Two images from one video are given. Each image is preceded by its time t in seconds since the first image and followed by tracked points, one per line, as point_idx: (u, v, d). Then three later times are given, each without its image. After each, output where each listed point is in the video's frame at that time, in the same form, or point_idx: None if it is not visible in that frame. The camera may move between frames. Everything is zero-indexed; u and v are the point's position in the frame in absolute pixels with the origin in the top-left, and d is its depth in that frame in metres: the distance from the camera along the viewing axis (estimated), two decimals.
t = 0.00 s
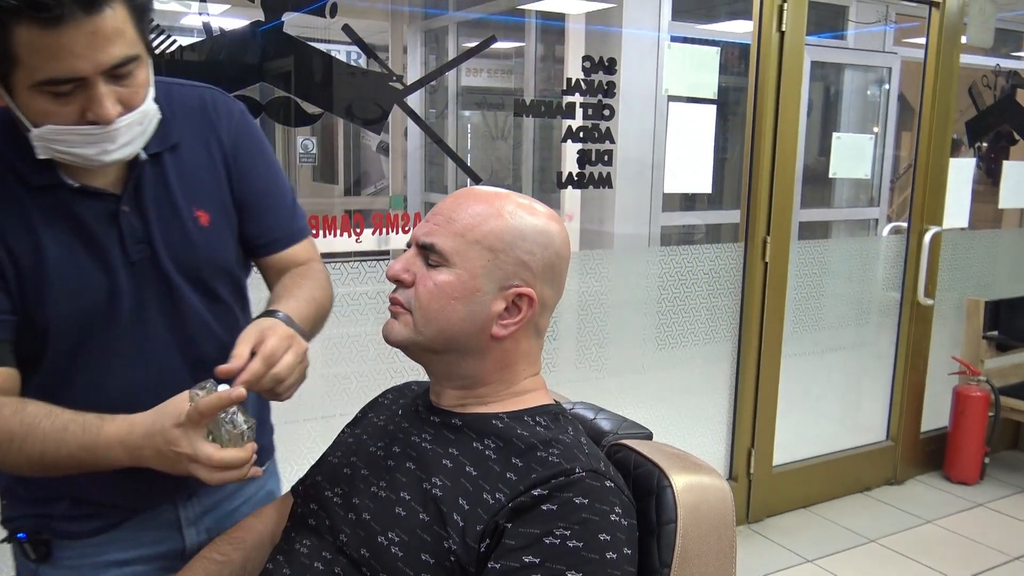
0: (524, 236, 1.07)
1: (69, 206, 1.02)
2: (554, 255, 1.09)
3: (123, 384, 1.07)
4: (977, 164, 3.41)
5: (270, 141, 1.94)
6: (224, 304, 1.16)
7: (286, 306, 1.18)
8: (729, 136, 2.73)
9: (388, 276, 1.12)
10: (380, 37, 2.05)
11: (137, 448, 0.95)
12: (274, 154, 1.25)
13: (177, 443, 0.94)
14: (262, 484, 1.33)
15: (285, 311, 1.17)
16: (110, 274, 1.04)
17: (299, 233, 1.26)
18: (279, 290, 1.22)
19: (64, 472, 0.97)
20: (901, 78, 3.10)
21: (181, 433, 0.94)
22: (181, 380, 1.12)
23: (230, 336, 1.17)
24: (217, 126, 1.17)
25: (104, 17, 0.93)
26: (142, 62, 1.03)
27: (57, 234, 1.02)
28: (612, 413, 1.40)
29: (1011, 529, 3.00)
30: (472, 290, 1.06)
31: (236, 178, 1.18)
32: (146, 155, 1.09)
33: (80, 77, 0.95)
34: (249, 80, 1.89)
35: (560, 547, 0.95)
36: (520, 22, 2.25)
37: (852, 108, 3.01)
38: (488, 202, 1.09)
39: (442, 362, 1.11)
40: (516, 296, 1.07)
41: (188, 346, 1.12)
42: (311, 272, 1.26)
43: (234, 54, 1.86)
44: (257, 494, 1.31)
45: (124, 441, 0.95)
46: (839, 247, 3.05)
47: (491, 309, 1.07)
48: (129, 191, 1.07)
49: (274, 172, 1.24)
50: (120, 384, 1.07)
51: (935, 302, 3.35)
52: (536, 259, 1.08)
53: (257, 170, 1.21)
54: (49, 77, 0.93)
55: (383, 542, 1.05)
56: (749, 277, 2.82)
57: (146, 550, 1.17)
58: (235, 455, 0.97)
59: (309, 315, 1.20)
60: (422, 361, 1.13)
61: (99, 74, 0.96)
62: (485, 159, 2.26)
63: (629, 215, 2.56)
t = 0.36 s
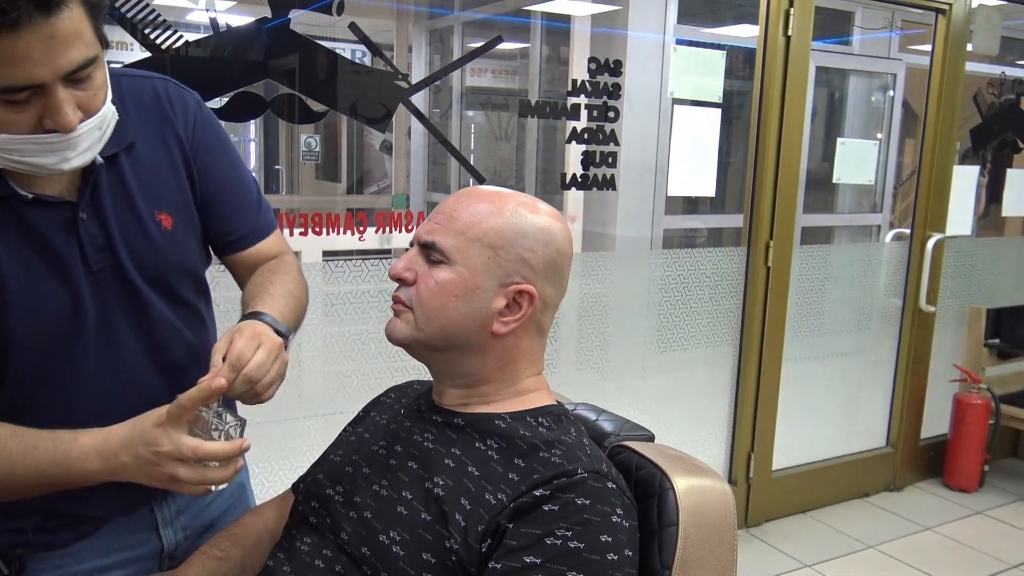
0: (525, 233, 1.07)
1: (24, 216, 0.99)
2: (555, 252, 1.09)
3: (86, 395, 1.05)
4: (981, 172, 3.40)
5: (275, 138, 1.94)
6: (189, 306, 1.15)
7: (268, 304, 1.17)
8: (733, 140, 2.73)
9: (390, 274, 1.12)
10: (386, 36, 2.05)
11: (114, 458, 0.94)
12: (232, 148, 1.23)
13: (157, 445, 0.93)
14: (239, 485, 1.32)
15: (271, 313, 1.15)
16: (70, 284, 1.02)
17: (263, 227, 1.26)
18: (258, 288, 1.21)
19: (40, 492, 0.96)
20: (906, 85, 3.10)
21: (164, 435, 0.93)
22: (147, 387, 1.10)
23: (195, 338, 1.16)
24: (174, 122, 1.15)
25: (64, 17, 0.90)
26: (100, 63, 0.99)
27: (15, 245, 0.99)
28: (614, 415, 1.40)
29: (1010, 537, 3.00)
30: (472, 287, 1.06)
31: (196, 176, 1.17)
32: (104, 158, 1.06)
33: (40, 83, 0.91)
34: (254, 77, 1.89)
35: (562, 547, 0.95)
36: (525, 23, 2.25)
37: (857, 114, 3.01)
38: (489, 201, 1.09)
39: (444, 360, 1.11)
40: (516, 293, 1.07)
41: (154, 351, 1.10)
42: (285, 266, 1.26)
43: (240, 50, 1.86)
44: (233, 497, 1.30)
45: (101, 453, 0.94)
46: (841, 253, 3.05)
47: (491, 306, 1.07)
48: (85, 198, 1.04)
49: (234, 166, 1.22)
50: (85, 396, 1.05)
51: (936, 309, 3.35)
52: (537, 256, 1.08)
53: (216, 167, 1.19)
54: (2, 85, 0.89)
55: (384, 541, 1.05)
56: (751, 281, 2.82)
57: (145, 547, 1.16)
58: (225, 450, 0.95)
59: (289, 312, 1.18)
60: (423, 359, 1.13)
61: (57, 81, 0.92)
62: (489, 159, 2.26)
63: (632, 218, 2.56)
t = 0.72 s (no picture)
0: (516, 230, 1.08)
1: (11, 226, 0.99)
2: (548, 250, 1.09)
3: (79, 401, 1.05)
4: (978, 169, 3.41)
5: (272, 140, 1.94)
6: (181, 307, 1.15)
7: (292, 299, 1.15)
8: (730, 139, 2.73)
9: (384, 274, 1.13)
10: (382, 37, 2.05)
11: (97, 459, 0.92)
12: (223, 141, 1.23)
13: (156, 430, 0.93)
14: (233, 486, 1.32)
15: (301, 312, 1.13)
16: (60, 293, 1.01)
17: (268, 217, 1.25)
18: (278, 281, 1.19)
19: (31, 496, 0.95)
20: (903, 83, 3.10)
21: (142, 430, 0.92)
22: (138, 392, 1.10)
23: (185, 339, 1.16)
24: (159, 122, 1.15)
25: (54, 25, 0.90)
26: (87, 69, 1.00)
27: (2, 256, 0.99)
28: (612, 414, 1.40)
29: (1010, 533, 3.00)
30: (465, 284, 1.07)
31: (188, 176, 1.17)
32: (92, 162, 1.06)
33: (31, 92, 0.91)
34: (251, 79, 1.89)
35: (559, 547, 0.95)
36: (522, 23, 2.25)
37: (854, 112, 3.01)
38: (482, 199, 1.09)
39: (438, 358, 1.11)
40: (509, 290, 1.07)
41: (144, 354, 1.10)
42: (301, 256, 1.25)
43: (237, 52, 1.86)
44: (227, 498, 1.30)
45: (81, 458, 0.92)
46: (839, 251, 3.05)
47: (483, 303, 1.07)
48: (73, 205, 1.03)
49: (227, 160, 1.22)
50: (78, 403, 1.05)
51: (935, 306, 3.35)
52: (529, 252, 1.08)
53: (207, 163, 1.19)
54: None
55: (381, 542, 1.05)
56: (749, 280, 2.82)
57: (142, 550, 1.16)
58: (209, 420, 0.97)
59: (315, 308, 1.16)
60: (418, 358, 1.13)
61: (47, 89, 0.92)
62: (486, 160, 2.26)
63: (630, 217, 2.56)
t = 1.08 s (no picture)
0: (511, 228, 1.08)
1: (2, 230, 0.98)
2: (542, 247, 1.09)
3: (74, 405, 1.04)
4: (975, 164, 3.41)
5: (269, 141, 1.94)
6: (175, 308, 1.16)
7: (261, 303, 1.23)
8: (727, 137, 2.73)
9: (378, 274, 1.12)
10: (378, 38, 2.05)
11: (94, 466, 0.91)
12: (211, 147, 1.25)
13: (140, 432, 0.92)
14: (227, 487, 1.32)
15: (271, 315, 1.20)
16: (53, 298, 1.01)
17: (251, 223, 1.29)
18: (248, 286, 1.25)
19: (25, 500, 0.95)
20: (899, 79, 3.10)
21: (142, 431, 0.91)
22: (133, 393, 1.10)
23: (179, 339, 1.17)
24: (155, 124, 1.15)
25: (40, 20, 0.91)
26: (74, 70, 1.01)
27: None
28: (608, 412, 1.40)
29: (1010, 528, 3.00)
30: (459, 283, 1.07)
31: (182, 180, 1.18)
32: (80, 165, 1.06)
33: (17, 87, 0.92)
34: (247, 79, 1.89)
35: (556, 545, 0.95)
36: (517, 22, 2.25)
37: (851, 108, 3.01)
38: (477, 198, 1.09)
39: (434, 358, 1.11)
40: (503, 288, 1.07)
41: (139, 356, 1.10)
42: (276, 266, 1.31)
43: (232, 53, 1.86)
44: (221, 498, 1.30)
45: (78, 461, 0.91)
46: (837, 247, 3.05)
47: (478, 302, 1.07)
48: (63, 208, 1.03)
49: (215, 165, 1.24)
50: (73, 408, 1.04)
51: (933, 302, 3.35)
52: (524, 251, 1.08)
53: (198, 167, 1.21)
54: None
55: (378, 542, 1.05)
56: (747, 277, 2.82)
57: (140, 552, 1.16)
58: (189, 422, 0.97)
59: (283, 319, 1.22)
60: (413, 357, 1.13)
61: (35, 85, 0.93)
62: (483, 159, 2.26)
63: (627, 216, 2.56)
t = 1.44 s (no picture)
0: (505, 226, 1.08)
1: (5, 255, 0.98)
2: (537, 245, 1.09)
3: (75, 410, 1.04)
4: (973, 165, 3.41)
5: (267, 138, 1.94)
6: (169, 316, 1.16)
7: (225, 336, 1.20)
8: (726, 136, 2.74)
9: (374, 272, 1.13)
10: (376, 36, 2.04)
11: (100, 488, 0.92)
12: (196, 154, 1.24)
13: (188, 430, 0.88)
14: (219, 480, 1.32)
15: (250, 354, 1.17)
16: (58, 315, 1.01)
17: (230, 238, 1.26)
18: (222, 314, 1.22)
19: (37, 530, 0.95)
20: (898, 79, 3.10)
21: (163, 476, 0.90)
22: (134, 397, 1.10)
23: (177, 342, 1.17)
24: (139, 129, 1.14)
25: (49, 44, 0.88)
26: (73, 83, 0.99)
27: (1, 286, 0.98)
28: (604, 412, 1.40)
29: (1005, 528, 3.01)
30: (454, 281, 1.07)
31: (165, 188, 1.17)
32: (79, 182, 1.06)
33: (32, 114, 0.90)
34: (245, 77, 1.89)
35: (551, 544, 0.95)
36: (516, 20, 2.25)
37: (849, 108, 3.02)
38: (471, 196, 1.09)
39: (429, 356, 1.11)
40: (498, 286, 1.07)
41: (140, 366, 1.10)
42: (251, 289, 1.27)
43: (231, 50, 1.86)
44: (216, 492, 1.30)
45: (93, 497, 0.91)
46: (835, 247, 3.05)
47: (473, 300, 1.07)
48: (59, 227, 1.03)
49: (200, 173, 1.23)
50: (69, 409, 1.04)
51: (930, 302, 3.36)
52: (518, 249, 1.08)
53: (182, 175, 1.19)
54: None
55: (373, 540, 1.05)
56: (744, 277, 2.83)
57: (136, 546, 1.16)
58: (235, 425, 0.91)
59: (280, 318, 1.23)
60: (409, 356, 1.14)
61: (47, 110, 0.91)
62: (481, 158, 2.26)
63: (625, 215, 2.56)
